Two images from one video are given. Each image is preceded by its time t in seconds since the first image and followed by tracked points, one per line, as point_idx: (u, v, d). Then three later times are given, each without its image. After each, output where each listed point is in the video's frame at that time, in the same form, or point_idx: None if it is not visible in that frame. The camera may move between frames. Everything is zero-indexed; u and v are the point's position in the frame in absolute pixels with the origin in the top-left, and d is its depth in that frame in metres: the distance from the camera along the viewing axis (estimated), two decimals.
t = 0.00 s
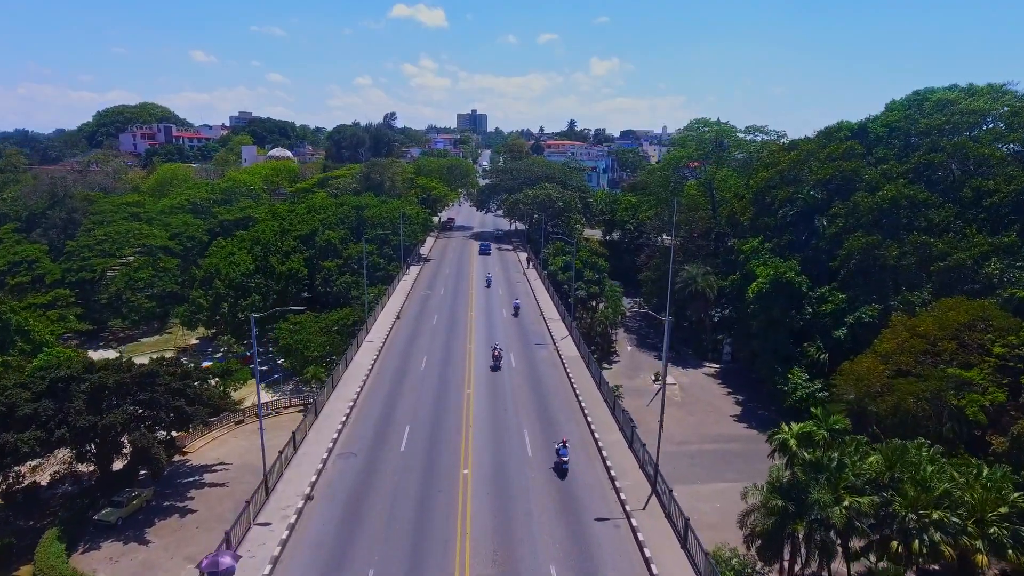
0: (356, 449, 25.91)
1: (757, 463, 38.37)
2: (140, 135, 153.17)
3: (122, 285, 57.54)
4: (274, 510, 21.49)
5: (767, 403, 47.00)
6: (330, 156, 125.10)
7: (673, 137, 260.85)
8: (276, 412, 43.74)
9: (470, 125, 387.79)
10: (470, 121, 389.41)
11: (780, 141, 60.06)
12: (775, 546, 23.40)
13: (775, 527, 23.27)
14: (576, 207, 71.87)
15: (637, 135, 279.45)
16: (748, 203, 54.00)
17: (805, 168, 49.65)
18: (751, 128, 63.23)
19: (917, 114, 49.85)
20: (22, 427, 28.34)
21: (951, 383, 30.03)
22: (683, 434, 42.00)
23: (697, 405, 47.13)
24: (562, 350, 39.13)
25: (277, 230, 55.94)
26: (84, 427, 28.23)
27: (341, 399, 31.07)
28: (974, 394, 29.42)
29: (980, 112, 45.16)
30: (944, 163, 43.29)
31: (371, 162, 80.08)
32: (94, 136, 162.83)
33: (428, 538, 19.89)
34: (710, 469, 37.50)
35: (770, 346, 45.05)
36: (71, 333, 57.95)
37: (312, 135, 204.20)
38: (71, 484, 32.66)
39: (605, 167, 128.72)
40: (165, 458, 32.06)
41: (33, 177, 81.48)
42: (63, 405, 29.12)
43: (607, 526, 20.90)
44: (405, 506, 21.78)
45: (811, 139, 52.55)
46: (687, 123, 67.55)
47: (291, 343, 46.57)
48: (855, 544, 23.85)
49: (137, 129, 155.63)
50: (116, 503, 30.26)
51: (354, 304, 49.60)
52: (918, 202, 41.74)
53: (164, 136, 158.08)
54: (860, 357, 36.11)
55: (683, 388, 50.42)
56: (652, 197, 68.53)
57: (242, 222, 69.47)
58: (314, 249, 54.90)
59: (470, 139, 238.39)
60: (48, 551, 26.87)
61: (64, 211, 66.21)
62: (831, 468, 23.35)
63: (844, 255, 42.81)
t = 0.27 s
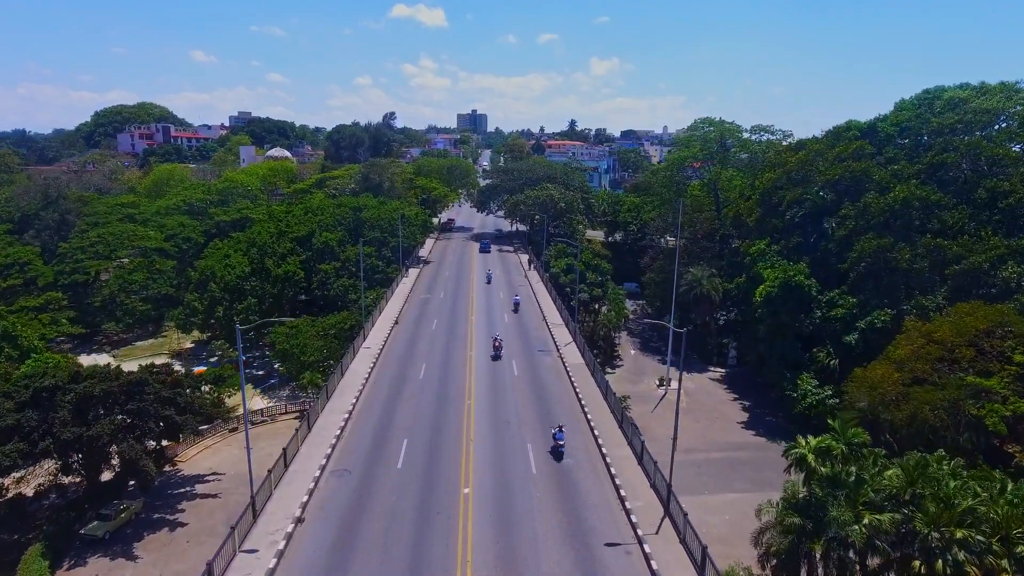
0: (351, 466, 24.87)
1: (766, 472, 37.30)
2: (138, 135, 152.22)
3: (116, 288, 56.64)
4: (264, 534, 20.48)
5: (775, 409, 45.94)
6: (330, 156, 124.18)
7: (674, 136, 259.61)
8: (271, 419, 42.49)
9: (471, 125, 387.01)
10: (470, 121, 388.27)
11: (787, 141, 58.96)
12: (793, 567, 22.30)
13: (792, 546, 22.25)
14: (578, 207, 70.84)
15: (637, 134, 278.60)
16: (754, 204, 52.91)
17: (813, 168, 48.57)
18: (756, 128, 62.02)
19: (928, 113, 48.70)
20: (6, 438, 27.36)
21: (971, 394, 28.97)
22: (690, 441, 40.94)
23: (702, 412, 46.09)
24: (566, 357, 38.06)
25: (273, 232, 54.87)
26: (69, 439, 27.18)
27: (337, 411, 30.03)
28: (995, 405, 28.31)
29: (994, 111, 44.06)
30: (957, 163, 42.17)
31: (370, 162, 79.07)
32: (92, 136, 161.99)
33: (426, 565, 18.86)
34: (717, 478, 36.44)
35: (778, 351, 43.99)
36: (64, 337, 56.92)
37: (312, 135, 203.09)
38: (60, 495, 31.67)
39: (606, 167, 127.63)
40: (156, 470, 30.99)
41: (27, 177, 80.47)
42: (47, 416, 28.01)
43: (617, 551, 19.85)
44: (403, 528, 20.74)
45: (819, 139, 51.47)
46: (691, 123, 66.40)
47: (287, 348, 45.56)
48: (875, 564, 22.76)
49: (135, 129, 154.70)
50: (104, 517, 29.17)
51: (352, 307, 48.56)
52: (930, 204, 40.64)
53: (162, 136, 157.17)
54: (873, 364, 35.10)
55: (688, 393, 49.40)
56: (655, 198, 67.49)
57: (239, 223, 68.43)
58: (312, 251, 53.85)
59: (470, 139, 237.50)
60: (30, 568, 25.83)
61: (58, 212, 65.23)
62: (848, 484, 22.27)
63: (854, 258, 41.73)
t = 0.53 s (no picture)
0: (345, 484, 23.72)
1: (776, 481, 36.20)
2: (136, 135, 151.17)
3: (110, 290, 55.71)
4: (252, 561, 19.36)
5: (783, 416, 44.85)
6: (329, 156, 123.18)
7: (676, 137, 258.45)
8: (266, 426, 41.52)
9: (471, 125, 385.92)
10: (470, 121, 387.00)
11: (793, 141, 57.83)
12: None
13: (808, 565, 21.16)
14: (580, 208, 69.77)
15: (638, 134, 277.27)
16: (760, 205, 51.83)
17: (821, 169, 47.49)
18: (761, 127, 60.86)
19: (939, 112, 47.58)
20: None
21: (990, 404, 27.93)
22: (696, 450, 39.86)
23: (708, 418, 45.02)
24: (569, 365, 36.98)
25: (270, 233, 53.79)
26: (52, 452, 26.11)
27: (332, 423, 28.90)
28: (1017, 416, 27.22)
29: (1008, 110, 42.94)
30: (970, 163, 41.08)
31: (368, 162, 77.99)
32: (90, 136, 161.03)
33: None
34: (726, 488, 35.33)
35: (786, 356, 42.91)
36: (56, 340, 55.85)
37: (311, 135, 201.99)
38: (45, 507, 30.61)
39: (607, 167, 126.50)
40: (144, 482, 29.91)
41: (21, 178, 79.40)
42: (30, 427, 26.93)
43: None
44: (399, 556, 19.62)
45: (827, 138, 50.37)
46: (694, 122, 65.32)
47: (283, 353, 44.48)
48: None
49: (133, 128, 153.63)
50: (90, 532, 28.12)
51: (350, 311, 47.49)
52: (943, 205, 39.54)
53: (160, 135, 156.08)
54: (886, 371, 34.02)
55: (693, 399, 48.34)
56: (659, 199, 66.42)
57: (235, 224, 67.33)
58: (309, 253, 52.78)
59: (470, 139, 236.46)
60: None
61: (50, 213, 64.19)
62: (867, 500, 21.26)
63: (864, 261, 40.64)
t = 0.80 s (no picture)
0: (338, 506, 22.55)
1: (787, 492, 35.01)
2: (134, 135, 150.12)
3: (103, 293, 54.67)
4: None
5: (792, 423, 43.68)
6: (328, 157, 122.12)
7: (676, 137, 257.44)
8: (260, 434, 40.16)
9: (471, 125, 384.74)
10: (470, 121, 385.95)
11: (800, 141, 56.67)
12: None
13: None
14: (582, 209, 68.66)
15: (638, 134, 275.94)
16: (767, 207, 50.68)
17: (829, 169, 46.37)
18: (767, 127, 59.68)
19: (951, 111, 46.43)
20: None
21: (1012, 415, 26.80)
22: (703, 459, 38.73)
23: (714, 425, 43.88)
24: (573, 374, 35.80)
25: (266, 235, 52.70)
26: (34, 466, 25.01)
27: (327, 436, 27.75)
28: None
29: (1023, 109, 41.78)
30: (985, 164, 39.94)
31: (367, 162, 76.92)
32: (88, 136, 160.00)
33: None
34: (735, 500, 34.15)
35: (795, 362, 41.77)
36: (48, 344, 54.78)
37: (310, 135, 200.86)
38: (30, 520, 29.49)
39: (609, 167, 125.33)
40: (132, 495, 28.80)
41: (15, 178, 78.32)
42: (12, 439, 25.88)
43: None
44: None
45: (835, 138, 49.24)
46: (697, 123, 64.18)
47: (278, 358, 43.34)
48: None
49: (131, 128, 152.59)
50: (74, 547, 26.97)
51: (347, 315, 46.37)
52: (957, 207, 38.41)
53: (158, 135, 154.96)
54: (901, 379, 32.88)
55: (698, 405, 47.20)
56: (662, 200, 65.29)
57: (232, 226, 66.22)
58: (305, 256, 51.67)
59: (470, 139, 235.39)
60: None
61: (43, 214, 63.11)
62: (891, 519, 20.00)
63: (876, 264, 39.52)
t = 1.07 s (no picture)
0: (330, 531, 21.37)
1: (798, 503, 33.85)
2: (132, 135, 148.97)
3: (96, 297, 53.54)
4: None
5: (801, 430, 42.52)
6: (327, 157, 121.02)
7: (677, 137, 256.39)
8: (255, 442, 39.05)
9: (471, 125, 383.58)
10: (471, 121, 384.88)
11: (807, 141, 55.54)
12: None
13: None
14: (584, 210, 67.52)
15: (639, 134, 274.77)
16: (775, 208, 49.55)
17: (839, 170, 45.25)
18: (773, 127, 58.46)
19: (963, 110, 45.31)
20: None
21: None
22: (711, 468, 37.58)
23: (721, 433, 42.75)
24: (577, 384, 34.61)
25: (262, 237, 51.61)
26: (13, 481, 23.92)
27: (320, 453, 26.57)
28: None
29: None
30: (1001, 164, 38.80)
31: (366, 162, 75.81)
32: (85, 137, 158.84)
33: None
34: (744, 512, 32.99)
35: (805, 368, 40.62)
36: (39, 349, 53.73)
37: (309, 135, 199.70)
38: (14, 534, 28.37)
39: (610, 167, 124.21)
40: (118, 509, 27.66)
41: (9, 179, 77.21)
42: None
43: None
44: None
45: (844, 138, 48.13)
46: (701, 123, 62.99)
47: (274, 364, 42.21)
48: None
49: (128, 128, 151.43)
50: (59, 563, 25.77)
51: (344, 319, 45.23)
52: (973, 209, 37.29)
53: (156, 135, 153.79)
54: (918, 388, 31.74)
55: (704, 412, 46.06)
56: (666, 201, 64.16)
57: (228, 227, 65.14)
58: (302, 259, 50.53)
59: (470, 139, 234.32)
60: None
61: (36, 216, 62.00)
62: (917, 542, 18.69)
63: (889, 268, 38.38)
